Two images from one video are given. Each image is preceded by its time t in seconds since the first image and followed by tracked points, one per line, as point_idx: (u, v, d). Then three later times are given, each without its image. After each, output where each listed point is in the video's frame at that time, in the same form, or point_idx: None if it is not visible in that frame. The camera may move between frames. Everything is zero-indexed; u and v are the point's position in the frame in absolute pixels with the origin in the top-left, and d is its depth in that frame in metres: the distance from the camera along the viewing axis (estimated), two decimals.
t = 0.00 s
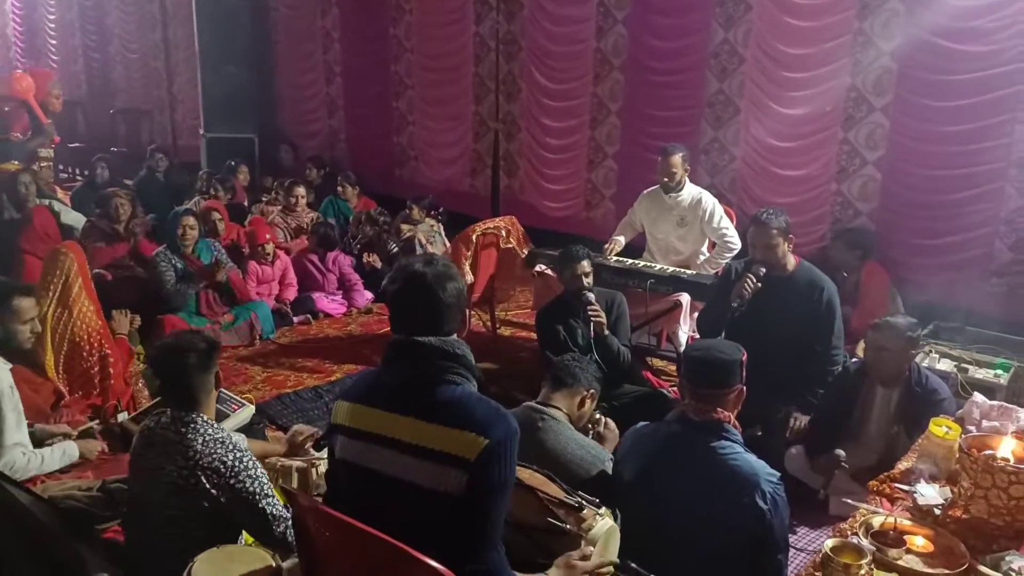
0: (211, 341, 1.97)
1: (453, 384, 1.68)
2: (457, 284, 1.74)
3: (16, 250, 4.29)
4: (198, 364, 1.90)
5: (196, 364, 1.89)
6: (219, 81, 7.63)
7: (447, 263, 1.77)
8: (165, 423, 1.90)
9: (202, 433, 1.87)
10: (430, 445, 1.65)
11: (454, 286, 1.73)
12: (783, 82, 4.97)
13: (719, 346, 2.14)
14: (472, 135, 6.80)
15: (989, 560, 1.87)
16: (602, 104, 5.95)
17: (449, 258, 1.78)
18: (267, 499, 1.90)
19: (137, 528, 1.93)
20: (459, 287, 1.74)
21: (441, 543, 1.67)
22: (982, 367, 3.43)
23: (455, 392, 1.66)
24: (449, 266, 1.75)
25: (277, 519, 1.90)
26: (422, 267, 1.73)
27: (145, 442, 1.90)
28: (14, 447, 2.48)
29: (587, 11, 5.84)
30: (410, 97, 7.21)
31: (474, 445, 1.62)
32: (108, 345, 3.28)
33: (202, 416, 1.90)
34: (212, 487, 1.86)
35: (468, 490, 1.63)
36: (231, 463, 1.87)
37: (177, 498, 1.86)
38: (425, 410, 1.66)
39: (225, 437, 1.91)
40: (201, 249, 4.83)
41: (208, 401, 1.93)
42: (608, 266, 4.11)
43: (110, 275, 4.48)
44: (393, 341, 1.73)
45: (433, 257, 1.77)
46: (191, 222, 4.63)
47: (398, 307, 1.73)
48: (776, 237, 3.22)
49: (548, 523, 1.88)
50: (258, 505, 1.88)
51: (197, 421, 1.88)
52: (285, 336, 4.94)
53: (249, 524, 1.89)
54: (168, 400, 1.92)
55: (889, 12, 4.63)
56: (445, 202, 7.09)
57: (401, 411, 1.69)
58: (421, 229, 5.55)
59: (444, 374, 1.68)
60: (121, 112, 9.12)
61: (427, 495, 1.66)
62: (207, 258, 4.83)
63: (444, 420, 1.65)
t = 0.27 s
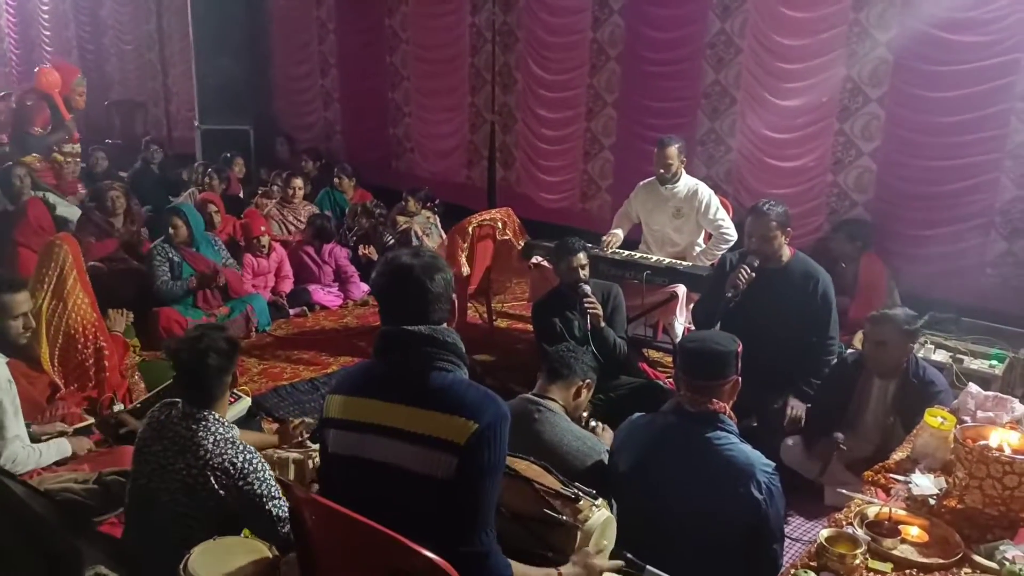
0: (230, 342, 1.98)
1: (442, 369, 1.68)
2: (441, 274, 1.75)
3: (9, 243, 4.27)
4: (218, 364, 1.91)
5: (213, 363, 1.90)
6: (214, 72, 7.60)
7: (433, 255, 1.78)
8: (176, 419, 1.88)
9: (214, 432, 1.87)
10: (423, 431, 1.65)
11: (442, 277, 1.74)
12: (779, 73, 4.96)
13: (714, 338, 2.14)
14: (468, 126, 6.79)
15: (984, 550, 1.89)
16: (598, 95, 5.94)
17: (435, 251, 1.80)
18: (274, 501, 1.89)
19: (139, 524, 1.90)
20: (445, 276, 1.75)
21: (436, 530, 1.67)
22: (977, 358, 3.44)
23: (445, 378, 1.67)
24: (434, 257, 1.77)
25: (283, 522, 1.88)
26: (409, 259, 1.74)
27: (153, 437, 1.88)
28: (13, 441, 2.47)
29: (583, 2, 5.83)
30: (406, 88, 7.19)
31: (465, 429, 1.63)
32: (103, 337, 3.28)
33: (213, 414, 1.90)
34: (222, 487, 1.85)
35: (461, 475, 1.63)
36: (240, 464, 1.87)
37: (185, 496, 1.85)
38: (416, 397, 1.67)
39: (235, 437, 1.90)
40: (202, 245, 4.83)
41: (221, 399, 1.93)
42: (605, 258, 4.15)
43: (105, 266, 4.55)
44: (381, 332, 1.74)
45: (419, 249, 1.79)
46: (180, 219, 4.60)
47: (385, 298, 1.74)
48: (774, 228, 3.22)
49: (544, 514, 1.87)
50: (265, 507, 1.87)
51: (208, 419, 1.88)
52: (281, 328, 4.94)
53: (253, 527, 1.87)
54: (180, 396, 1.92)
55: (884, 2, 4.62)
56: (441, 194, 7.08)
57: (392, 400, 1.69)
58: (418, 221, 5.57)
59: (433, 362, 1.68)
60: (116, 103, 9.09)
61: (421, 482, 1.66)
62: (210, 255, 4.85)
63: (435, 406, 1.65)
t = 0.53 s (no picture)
0: (234, 341, 1.98)
1: (437, 366, 1.68)
2: (439, 270, 1.74)
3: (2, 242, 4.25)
4: (221, 364, 1.91)
5: (216, 363, 1.90)
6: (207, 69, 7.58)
7: (431, 251, 1.78)
8: (176, 417, 1.88)
9: (214, 431, 1.86)
10: (418, 428, 1.65)
11: (439, 273, 1.74)
12: (773, 68, 4.96)
13: (710, 333, 2.14)
14: (463, 123, 6.78)
15: (978, 542, 1.89)
16: (592, 91, 5.93)
17: (433, 247, 1.79)
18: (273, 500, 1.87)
19: (138, 523, 1.89)
20: (442, 273, 1.74)
21: (431, 527, 1.66)
22: (970, 351, 3.45)
23: (440, 374, 1.66)
24: (433, 254, 1.76)
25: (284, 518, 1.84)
26: (406, 255, 1.74)
27: (153, 434, 1.89)
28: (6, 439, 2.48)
29: None
30: (400, 85, 7.18)
31: (459, 427, 1.62)
32: (96, 336, 3.27)
33: (214, 412, 1.90)
34: (222, 485, 1.84)
35: (455, 472, 1.62)
36: (241, 462, 1.86)
37: (185, 494, 1.84)
38: (412, 394, 1.66)
39: (236, 435, 1.90)
40: (196, 242, 4.91)
41: (222, 398, 1.93)
42: (600, 253, 4.12)
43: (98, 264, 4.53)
44: (378, 329, 1.74)
45: (418, 246, 1.78)
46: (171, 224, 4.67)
47: (383, 295, 1.74)
48: (769, 223, 3.22)
49: (538, 509, 1.88)
50: (264, 505, 1.83)
51: (208, 417, 1.88)
52: (276, 325, 4.93)
53: (251, 525, 1.84)
54: (182, 394, 1.92)
55: None
56: (435, 190, 7.07)
57: (388, 396, 1.69)
58: (412, 218, 5.53)
59: (428, 358, 1.68)
60: (109, 101, 9.06)
61: (416, 478, 1.66)
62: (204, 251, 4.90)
63: (430, 403, 1.65)
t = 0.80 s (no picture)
0: (250, 341, 2.01)
1: (449, 369, 1.68)
2: (453, 270, 1.74)
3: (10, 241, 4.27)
4: (237, 363, 1.93)
5: (233, 362, 1.92)
6: (213, 68, 7.59)
7: (446, 251, 1.77)
8: (190, 415, 1.90)
9: (228, 429, 1.88)
10: (428, 430, 1.65)
11: (454, 273, 1.73)
12: (780, 65, 4.95)
13: (717, 331, 2.15)
14: (469, 121, 6.78)
15: (987, 541, 1.89)
16: (598, 88, 5.92)
17: (449, 246, 1.79)
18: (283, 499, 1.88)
19: (149, 519, 1.90)
20: (457, 274, 1.74)
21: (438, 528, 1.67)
22: (979, 349, 3.43)
23: (450, 377, 1.67)
24: (448, 253, 1.76)
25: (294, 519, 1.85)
26: (421, 255, 1.74)
27: (166, 432, 1.89)
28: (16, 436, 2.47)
29: None
30: (406, 83, 7.18)
31: (469, 430, 1.62)
32: (105, 334, 3.29)
33: (229, 411, 1.91)
34: (235, 484, 1.85)
35: (464, 476, 1.63)
36: (254, 461, 1.87)
37: (198, 492, 1.85)
38: (422, 396, 1.67)
39: (248, 435, 1.91)
40: (202, 242, 4.90)
41: (236, 397, 1.95)
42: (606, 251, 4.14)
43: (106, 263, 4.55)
44: (391, 328, 1.74)
45: (433, 244, 1.78)
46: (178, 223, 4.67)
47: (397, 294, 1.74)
48: (778, 224, 3.22)
49: (547, 509, 1.87)
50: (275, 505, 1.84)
51: (222, 415, 1.89)
52: (284, 324, 4.93)
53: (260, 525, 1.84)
54: (196, 392, 1.94)
55: None
56: (442, 188, 7.07)
57: (398, 397, 1.69)
58: (419, 217, 5.56)
59: (439, 360, 1.68)
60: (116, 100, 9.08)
61: (424, 480, 1.66)
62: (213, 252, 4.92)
63: (440, 405, 1.65)
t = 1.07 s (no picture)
0: (263, 337, 2.00)
1: (457, 368, 1.68)
2: (464, 268, 1.74)
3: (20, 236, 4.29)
4: (250, 358, 1.93)
5: (245, 357, 1.92)
6: (220, 65, 7.60)
7: (458, 248, 1.77)
8: (200, 409, 1.91)
9: (237, 423, 1.88)
10: (436, 429, 1.65)
11: (464, 271, 1.73)
12: (788, 62, 4.93)
13: (724, 328, 2.15)
14: (475, 118, 6.78)
15: (994, 539, 1.88)
16: (605, 85, 5.91)
17: (461, 242, 1.78)
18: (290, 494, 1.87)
19: (159, 512, 1.92)
20: (469, 272, 1.74)
21: (444, 526, 1.67)
22: (987, 347, 3.42)
23: (459, 376, 1.67)
24: (460, 250, 1.76)
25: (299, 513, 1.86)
26: (433, 252, 1.74)
27: (177, 426, 1.91)
28: (24, 430, 2.48)
29: None
30: (413, 80, 7.18)
31: (478, 430, 1.63)
32: (112, 330, 3.30)
33: (238, 406, 1.92)
34: (243, 477, 1.85)
35: (471, 475, 1.63)
36: (262, 455, 1.87)
37: (207, 486, 1.85)
38: (430, 394, 1.67)
39: (257, 429, 1.91)
40: (207, 237, 4.94)
41: (247, 392, 1.95)
42: (613, 248, 4.15)
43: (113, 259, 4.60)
44: (401, 325, 1.74)
45: (445, 241, 1.78)
46: (186, 217, 4.70)
47: (409, 291, 1.74)
48: (788, 227, 3.21)
49: (552, 504, 1.88)
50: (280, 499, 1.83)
51: (232, 410, 1.90)
52: (290, 320, 4.94)
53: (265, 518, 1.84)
54: (208, 386, 1.95)
55: None
56: (448, 185, 7.07)
57: (406, 395, 1.69)
58: (426, 213, 5.56)
59: (448, 359, 1.69)
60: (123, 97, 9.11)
61: (432, 478, 1.66)
62: (219, 247, 4.95)
63: (448, 405, 1.65)
